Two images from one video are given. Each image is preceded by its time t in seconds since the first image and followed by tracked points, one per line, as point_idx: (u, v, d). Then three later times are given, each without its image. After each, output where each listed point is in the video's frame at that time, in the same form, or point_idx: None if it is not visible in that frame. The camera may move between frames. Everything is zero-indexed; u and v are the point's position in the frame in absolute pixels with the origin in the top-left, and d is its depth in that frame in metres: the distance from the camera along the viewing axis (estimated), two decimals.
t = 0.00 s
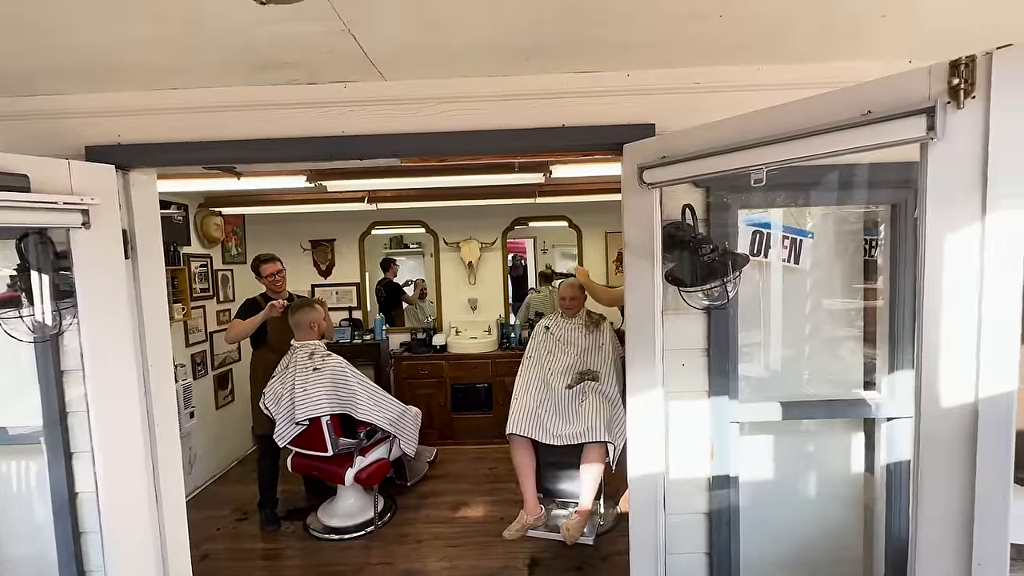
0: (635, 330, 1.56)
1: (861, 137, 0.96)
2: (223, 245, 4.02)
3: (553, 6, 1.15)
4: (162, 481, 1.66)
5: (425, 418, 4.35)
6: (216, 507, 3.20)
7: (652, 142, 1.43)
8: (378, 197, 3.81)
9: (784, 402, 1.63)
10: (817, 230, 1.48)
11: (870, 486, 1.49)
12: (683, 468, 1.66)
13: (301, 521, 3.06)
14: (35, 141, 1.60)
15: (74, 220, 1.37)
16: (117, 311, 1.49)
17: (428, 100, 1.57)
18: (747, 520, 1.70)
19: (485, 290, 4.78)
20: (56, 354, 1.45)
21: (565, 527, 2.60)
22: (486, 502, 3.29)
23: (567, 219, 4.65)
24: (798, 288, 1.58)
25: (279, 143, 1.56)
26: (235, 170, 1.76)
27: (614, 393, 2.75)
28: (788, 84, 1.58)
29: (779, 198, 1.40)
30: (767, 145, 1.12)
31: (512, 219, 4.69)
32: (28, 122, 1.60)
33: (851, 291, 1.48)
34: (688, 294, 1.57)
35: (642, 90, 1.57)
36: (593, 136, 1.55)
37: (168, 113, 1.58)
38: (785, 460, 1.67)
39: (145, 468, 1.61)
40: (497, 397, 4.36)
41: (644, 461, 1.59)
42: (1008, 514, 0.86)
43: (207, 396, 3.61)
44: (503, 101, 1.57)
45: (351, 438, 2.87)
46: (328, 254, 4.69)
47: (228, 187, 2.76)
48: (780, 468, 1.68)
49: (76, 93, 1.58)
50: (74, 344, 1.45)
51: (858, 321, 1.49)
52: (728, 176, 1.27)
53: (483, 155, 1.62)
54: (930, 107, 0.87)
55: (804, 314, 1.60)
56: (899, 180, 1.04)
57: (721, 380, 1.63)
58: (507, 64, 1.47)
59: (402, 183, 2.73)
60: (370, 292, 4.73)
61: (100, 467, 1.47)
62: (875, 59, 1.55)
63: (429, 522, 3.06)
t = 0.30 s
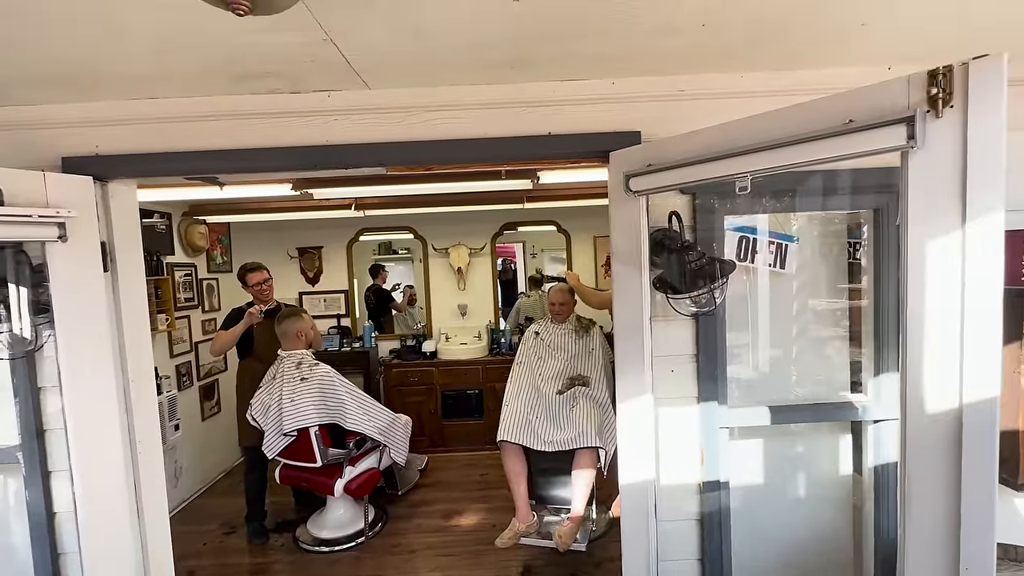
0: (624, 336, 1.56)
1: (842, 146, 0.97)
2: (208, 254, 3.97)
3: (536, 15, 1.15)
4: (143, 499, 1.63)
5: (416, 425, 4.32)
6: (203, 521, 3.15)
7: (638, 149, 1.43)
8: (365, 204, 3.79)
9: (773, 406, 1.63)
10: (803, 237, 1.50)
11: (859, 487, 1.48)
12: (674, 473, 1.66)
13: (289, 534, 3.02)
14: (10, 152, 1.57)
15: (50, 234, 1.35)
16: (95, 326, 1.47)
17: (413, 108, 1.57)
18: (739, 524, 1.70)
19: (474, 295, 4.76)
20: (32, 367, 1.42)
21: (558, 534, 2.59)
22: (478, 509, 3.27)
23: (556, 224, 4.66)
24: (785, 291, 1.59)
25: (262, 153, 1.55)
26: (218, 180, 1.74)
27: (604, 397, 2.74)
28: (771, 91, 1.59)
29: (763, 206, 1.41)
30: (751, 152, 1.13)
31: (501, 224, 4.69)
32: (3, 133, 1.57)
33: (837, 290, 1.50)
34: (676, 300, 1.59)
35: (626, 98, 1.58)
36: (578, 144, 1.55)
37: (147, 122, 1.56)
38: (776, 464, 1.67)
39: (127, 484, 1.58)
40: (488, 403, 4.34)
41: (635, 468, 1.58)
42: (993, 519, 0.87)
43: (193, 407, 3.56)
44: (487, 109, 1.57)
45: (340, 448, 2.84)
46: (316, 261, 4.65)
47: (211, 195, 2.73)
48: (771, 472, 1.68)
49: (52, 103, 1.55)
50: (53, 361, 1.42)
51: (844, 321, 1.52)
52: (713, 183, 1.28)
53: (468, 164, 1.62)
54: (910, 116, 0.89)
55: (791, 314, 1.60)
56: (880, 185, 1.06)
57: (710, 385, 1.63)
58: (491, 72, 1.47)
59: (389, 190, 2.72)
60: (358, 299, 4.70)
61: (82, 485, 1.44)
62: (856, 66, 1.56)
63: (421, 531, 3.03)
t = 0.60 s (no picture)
0: (615, 337, 1.56)
1: (827, 147, 0.98)
2: (194, 259, 3.92)
3: (522, 17, 1.15)
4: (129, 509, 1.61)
5: (408, 429, 4.30)
6: (192, 530, 3.11)
7: (626, 150, 1.43)
8: (354, 207, 3.77)
9: (762, 405, 1.63)
10: (789, 234, 1.48)
11: (848, 483, 1.49)
12: (666, 474, 1.66)
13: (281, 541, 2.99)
14: None
15: (29, 240, 1.33)
16: (77, 335, 1.45)
17: (400, 111, 1.56)
18: (731, 522, 1.70)
19: (465, 297, 4.75)
20: (12, 377, 1.37)
21: (551, 536, 2.58)
22: (471, 512, 3.26)
23: (546, 225, 4.66)
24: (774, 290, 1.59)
25: (248, 157, 1.53)
26: (202, 184, 1.72)
27: (596, 398, 2.74)
28: (757, 92, 1.60)
29: (749, 206, 1.41)
30: (739, 154, 1.14)
31: (491, 226, 4.69)
32: None
33: (824, 289, 1.49)
34: (666, 301, 1.59)
35: (613, 100, 1.58)
36: (566, 146, 1.55)
37: (128, 127, 1.54)
38: (766, 463, 1.67)
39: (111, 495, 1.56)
40: (480, 406, 4.33)
41: (628, 469, 1.58)
42: (981, 515, 0.87)
43: (180, 415, 3.52)
44: (475, 112, 1.57)
45: (331, 453, 2.82)
46: (304, 265, 4.62)
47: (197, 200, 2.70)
48: (762, 470, 1.68)
49: (31, 108, 1.52)
50: (33, 372, 1.39)
51: (831, 318, 1.52)
52: (701, 184, 1.29)
53: (457, 166, 1.61)
54: (893, 117, 0.90)
55: (779, 312, 1.60)
56: (864, 185, 1.07)
57: (701, 385, 1.65)
58: (478, 75, 1.47)
59: (377, 193, 2.70)
60: (348, 303, 4.67)
61: (65, 496, 1.42)
62: (840, 67, 1.58)
63: (414, 536, 3.01)
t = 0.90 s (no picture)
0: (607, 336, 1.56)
1: (814, 144, 0.99)
2: (182, 262, 3.88)
3: (510, 16, 1.14)
4: (117, 517, 1.59)
5: (401, 431, 4.28)
6: (183, 537, 3.07)
7: (616, 148, 1.44)
8: (343, 208, 3.75)
9: (753, 401, 1.62)
10: (778, 232, 1.48)
11: (839, 477, 1.50)
12: (660, 471, 1.67)
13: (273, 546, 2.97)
14: None
15: (12, 245, 1.31)
16: (64, 340, 1.43)
17: (389, 111, 1.55)
18: (725, 518, 1.70)
19: (457, 297, 4.74)
20: None
21: (546, 535, 2.56)
22: (466, 513, 3.25)
23: (537, 224, 4.66)
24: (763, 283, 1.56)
25: (235, 158, 1.51)
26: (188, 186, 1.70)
27: (590, 396, 2.75)
28: (746, 90, 1.61)
29: (738, 204, 1.42)
30: (727, 151, 1.14)
31: (482, 226, 4.68)
32: None
33: (812, 285, 1.47)
34: (657, 300, 1.61)
35: (602, 99, 1.58)
36: (556, 145, 1.55)
37: (112, 129, 1.51)
38: (759, 458, 1.67)
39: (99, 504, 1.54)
40: (474, 406, 4.32)
41: (622, 467, 1.58)
42: (970, 505, 0.88)
43: (169, 420, 3.48)
44: (464, 111, 1.56)
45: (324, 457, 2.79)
46: (294, 267, 4.59)
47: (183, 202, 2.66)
48: (755, 465, 1.68)
49: (12, 110, 1.50)
50: (16, 380, 1.37)
51: (820, 314, 1.49)
52: (691, 181, 1.29)
53: (447, 166, 1.60)
54: (879, 113, 0.90)
55: (769, 308, 1.60)
56: (851, 181, 1.07)
57: (693, 382, 1.65)
58: (467, 74, 1.46)
59: (367, 194, 2.69)
60: (339, 305, 4.64)
61: (52, 504, 1.40)
62: (827, 65, 1.59)
63: (408, 538, 3.00)
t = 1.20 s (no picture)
0: (600, 335, 1.56)
1: (803, 143, 0.99)
2: (170, 266, 3.84)
3: (499, 16, 1.14)
4: (106, 526, 1.57)
5: (395, 433, 4.26)
6: (175, 543, 3.04)
7: (607, 148, 1.44)
8: (334, 210, 3.72)
9: (745, 399, 1.62)
10: (767, 230, 1.49)
11: (830, 471, 1.51)
12: (653, 469, 1.67)
13: (267, 551, 2.95)
14: None
15: None
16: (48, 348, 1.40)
17: (378, 113, 1.54)
18: (719, 515, 1.71)
19: (450, 298, 4.73)
20: None
21: (541, 535, 2.55)
22: (461, 514, 3.24)
23: (528, 224, 4.66)
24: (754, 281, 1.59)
25: (223, 161, 1.50)
26: (175, 189, 1.68)
27: (583, 395, 2.74)
28: (735, 89, 1.62)
29: (729, 202, 1.42)
30: (717, 151, 1.14)
31: (474, 226, 4.67)
32: None
33: (802, 281, 1.48)
34: (649, 299, 1.62)
35: (593, 98, 1.58)
36: (547, 145, 1.55)
37: (96, 131, 1.49)
38: (752, 454, 1.67)
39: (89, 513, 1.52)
40: (468, 406, 4.31)
41: (616, 466, 1.58)
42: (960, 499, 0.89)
43: (160, 425, 3.44)
44: (454, 112, 1.55)
45: (317, 460, 2.78)
46: (285, 269, 4.56)
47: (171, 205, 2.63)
48: (748, 462, 1.68)
49: None
50: None
51: (811, 309, 1.50)
52: (682, 181, 1.29)
53: (437, 167, 1.60)
54: (867, 112, 0.91)
55: (760, 305, 1.61)
56: (839, 179, 1.08)
57: (686, 379, 1.65)
58: (456, 74, 1.46)
59: (358, 195, 2.67)
60: (331, 307, 4.62)
61: (38, 514, 1.38)
62: (815, 64, 1.60)
63: (404, 540, 2.99)
